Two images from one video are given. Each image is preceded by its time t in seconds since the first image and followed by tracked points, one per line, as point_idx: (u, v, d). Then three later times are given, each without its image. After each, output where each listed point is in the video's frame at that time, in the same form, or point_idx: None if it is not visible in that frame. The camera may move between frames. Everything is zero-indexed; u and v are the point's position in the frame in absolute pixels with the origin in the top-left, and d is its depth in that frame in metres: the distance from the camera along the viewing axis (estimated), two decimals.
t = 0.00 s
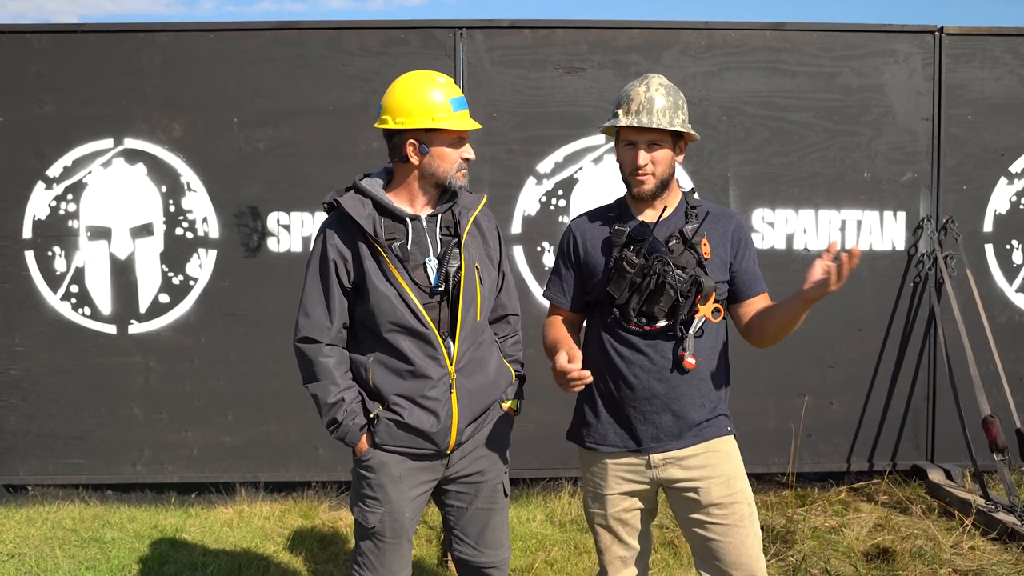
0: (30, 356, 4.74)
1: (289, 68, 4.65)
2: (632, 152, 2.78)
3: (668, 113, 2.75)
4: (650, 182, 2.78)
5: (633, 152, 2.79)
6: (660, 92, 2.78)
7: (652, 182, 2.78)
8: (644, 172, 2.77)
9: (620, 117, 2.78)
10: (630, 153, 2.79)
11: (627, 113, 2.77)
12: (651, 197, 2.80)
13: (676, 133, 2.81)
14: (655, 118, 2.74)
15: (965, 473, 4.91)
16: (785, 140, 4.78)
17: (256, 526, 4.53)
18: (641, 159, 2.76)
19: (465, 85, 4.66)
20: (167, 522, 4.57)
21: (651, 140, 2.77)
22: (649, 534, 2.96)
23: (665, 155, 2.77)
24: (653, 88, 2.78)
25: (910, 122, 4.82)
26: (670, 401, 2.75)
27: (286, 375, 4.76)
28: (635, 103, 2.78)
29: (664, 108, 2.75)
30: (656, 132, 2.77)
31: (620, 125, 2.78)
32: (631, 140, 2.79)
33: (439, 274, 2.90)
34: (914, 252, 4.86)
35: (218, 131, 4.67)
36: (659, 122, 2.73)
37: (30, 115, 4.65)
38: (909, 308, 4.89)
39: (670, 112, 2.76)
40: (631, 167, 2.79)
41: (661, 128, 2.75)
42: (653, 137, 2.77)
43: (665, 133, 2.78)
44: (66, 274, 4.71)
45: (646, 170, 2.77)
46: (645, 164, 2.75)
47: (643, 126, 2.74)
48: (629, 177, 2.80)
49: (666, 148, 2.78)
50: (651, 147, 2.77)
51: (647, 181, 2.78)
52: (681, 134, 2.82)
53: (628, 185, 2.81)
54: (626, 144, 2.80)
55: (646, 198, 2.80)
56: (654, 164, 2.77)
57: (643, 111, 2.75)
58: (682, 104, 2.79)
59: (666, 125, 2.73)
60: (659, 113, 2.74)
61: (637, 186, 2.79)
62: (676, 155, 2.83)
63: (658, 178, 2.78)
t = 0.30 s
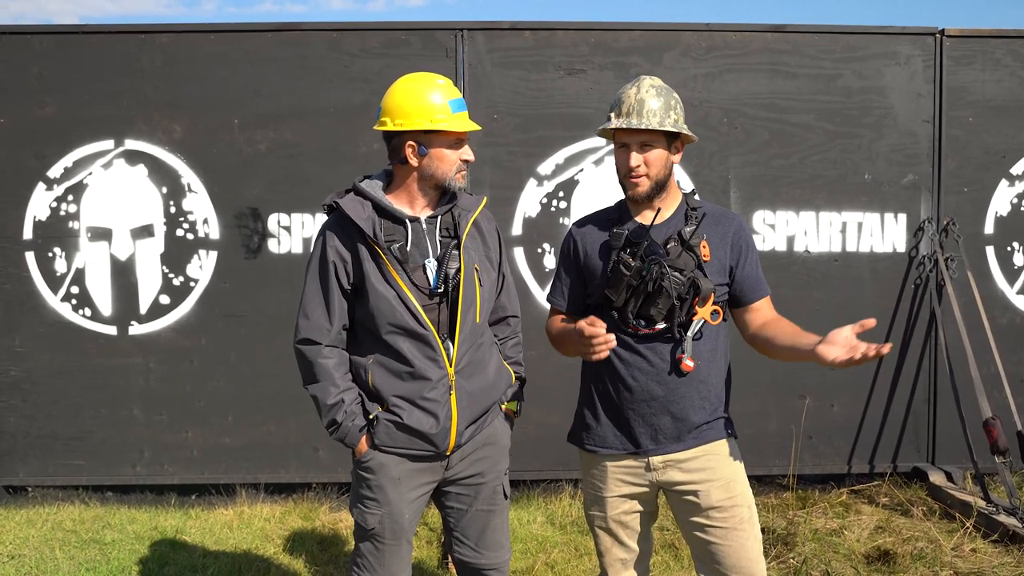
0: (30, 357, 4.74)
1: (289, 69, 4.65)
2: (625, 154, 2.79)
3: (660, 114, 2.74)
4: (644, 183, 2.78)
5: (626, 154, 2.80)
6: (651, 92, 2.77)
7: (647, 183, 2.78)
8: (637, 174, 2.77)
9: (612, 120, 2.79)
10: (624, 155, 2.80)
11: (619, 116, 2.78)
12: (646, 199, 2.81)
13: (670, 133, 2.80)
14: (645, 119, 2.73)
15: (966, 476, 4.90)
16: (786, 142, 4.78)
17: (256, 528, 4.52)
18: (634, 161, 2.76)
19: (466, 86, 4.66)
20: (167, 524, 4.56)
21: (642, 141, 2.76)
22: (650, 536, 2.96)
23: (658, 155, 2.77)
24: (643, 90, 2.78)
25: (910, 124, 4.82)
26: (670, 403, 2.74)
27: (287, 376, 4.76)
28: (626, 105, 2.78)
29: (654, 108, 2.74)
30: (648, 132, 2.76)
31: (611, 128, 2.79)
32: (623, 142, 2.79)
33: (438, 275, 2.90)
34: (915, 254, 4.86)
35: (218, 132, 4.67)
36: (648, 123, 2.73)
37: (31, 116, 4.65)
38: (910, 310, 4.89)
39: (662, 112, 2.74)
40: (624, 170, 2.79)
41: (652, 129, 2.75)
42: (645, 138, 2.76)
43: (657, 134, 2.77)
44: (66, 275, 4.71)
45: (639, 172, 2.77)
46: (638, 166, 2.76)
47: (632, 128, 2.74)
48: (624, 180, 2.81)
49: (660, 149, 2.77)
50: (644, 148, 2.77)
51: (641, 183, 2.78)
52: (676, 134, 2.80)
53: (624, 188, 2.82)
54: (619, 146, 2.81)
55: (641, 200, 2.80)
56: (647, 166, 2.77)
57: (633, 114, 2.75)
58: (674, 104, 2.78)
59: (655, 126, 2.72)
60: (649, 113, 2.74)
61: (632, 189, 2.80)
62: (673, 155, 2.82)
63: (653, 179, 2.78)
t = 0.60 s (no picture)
0: (37, 359, 4.76)
1: (296, 72, 4.67)
2: (627, 157, 2.81)
3: (659, 116, 2.74)
4: (649, 185, 2.78)
5: (628, 158, 2.81)
6: (650, 95, 2.77)
7: (651, 185, 2.78)
8: (640, 176, 2.78)
9: (614, 125, 2.81)
10: (626, 159, 2.82)
11: (620, 121, 2.80)
12: (652, 201, 2.81)
13: (673, 134, 2.79)
14: (644, 122, 2.74)
15: (971, 480, 4.89)
16: (791, 146, 4.78)
17: (261, 530, 4.53)
18: (635, 163, 2.78)
19: (471, 89, 4.67)
20: (172, 525, 4.58)
21: (643, 144, 2.78)
22: (655, 539, 2.95)
23: (661, 156, 2.77)
24: (643, 94, 2.78)
25: (916, 128, 4.82)
26: (676, 407, 2.76)
27: (293, 379, 4.77)
28: (626, 109, 2.79)
29: (653, 110, 2.75)
30: (649, 135, 2.77)
31: (613, 133, 2.81)
32: (626, 146, 2.81)
33: (443, 279, 2.90)
34: (920, 258, 4.86)
35: (225, 135, 4.69)
36: (646, 125, 2.73)
37: (38, 119, 4.67)
38: (915, 314, 4.89)
39: (662, 114, 2.74)
40: (628, 174, 2.81)
41: (652, 131, 2.75)
42: (646, 141, 2.77)
43: (659, 135, 2.78)
44: (72, 277, 4.72)
45: (642, 174, 2.78)
46: (639, 168, 2.77)
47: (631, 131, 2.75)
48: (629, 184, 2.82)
49: (663, 150, 2.77)
50: (646, 150, 2.78)
51: (645, 185, 2.78)
52: (680, 134, 2.79)
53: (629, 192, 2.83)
54: (623, 151, 2.83)
55: (646, 202, 2.81)
56: (650, 168, 2.77)
57: (632, 117, 2.77)
58: (675, 104, 2.77)
59: (653, 127, 2.73)
60: (649, 115, 2.74)
61: (636, 191, 2.80)
62: (678, 155, 2.81)
63: (656, 181, 2.78)
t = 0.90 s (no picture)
0: (38, 361, 4.76)
1: (298, 76, 4.68)
2: (629, 162, 2.80)
3: (664, 122, 2.74)
4: (650, 191, 2.78)
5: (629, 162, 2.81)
6: (656, 100, 2.77)
7: (651, 191, 2.78)
8: (642, 181, 2.78)
9: (618, 129, 2.81)
10: (627, 163, 2.82)
11: (624, 125, 2.80)
12: (652, 207, 2.81)
13: (677, 141, 2.78)
14: (648, 127, 2.74)
15: (972, 485, 4.88)
16: (793, 151, 4.78)
17: (262, 533, 4.53)
18: (637, 168, 2.78)
19: (473, 93, 4.68)
20: (173, 528, 4.57)
21: (646, 148, 2.77)
22: (655, 545, 2.95)
23: (664, 162, 2.76)
24: (648, 99, 2.78)
25: (917, 133, 4.82)
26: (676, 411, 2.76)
27: (294, 382, 4.77)
28: (631, 113, 2.80)
29: (658, 115, 2.75)
30: (652, 140, 2.77)
31: (617, 136, 2.81)
32: (629, 150, 2.81)
33: (445, 283, 2.90)
34: (922, 263, 4.85)
35: (227, 138, 4.69)
36: (650, 130, 2.73)
37: (40, 122, 4.68)
38: (916, 319, 4.88)
39: (666, 121, 2.74)
40: (629, 178, 2.81)
41: (655, 136, 2.75)
42: (649, 146, 2.77)
43: (663, 141, 2.77)
44: (74, 280, 4.73)
45: (643, 179, 2.78)
46: (639, 173, 2.77)
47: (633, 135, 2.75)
48: (630, 188, 2.83)
49: (665, 156, 2.77)
50: (649, 156, 2.77)
51: (646, 190, 2.78)
52: (683, 141, 2.79)
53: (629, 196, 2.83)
54: (626, 154, 2.83)
55: (646, 208, 2.81)
56: (652, 173, 2.77)
57: (637, 122, 2.77)
58: (681, 112, 2.78)
59: (656, 133, 2.73)
60: (653, 120, 2.74)
61: (637, 196, 2.80)
62: (680, 162, 2.80)
63: (657, 186, 2.78)
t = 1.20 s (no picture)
0: (41, 364, 4.77)
1: (302, 79, 4.69)
2: (629, 164, 2.81)
3: (664, 125, 2.74)
4: (649, 194, 2.79)
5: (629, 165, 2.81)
6: (657, 104, 2.77)
7: (650, 194, 2.79)
8: (641, 184, 2.78)
9: (619, 131, 2.81)
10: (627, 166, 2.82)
11: (625, 127, 2.80)
12: (651, 210, 2.81)
13: (678, 145, 2.79)
14: (648, 130, 2.74)
15: (976, 489, 4.87)
16: (796, 155, 4.78)
17: (265, 536, 4.53)
18: (636, 171, 2.78)
19: (477, 96, 4.68)
20: (176, 531, 4.58)
21: (646, 151, 2.78)
22: (658, 548, 2.95)
23: (663, 166, 2.77)
24: (650, 102, 2.78)
25: (921, 137, 4.81)
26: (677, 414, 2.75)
27: (297, 385, 4.77)
28: (632, 115, 2.80)
29: (659, 118, 2.75)
30: (653, 143, 2.77)
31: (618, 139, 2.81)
32: (629, 153, 2.81)
33: (447, 286, 2.92)
34: (926, 267, 4.85)
35: (230, 141, 4.70)
36: (650, 133, 2.73)
37: (45, 125, 4.69)
38: (920, 322, 4.87)
39: (666, 124, 2.74)
40: (629, 181, 2.81)
41: (655, 139, 2.75)
42: (649, 149, 2.77)
43: (663, 144, 2.77)
44: (78, 283, 4.74)
45: (642, 182, 2.78)
46: (639, 176, 2.77)
47: (634, 138, 2.75)
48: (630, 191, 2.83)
49: (665, 160, 2.77)
50: (648, 159, 2.78)
51: (645, 194, 2.78)
52: (683, 145, 2.79)
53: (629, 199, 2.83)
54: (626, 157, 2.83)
55: (645, 211, 2.81)
56: (651, 176, 2.77)
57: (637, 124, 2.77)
58: (682, 117, 2.78)
59: (656, 135, 2.73)
60: (654, 123, 2.74)
61: (636, 199, 2.80)
62: (680, 166, 2.81)
63: (657, 190, 2.78)
